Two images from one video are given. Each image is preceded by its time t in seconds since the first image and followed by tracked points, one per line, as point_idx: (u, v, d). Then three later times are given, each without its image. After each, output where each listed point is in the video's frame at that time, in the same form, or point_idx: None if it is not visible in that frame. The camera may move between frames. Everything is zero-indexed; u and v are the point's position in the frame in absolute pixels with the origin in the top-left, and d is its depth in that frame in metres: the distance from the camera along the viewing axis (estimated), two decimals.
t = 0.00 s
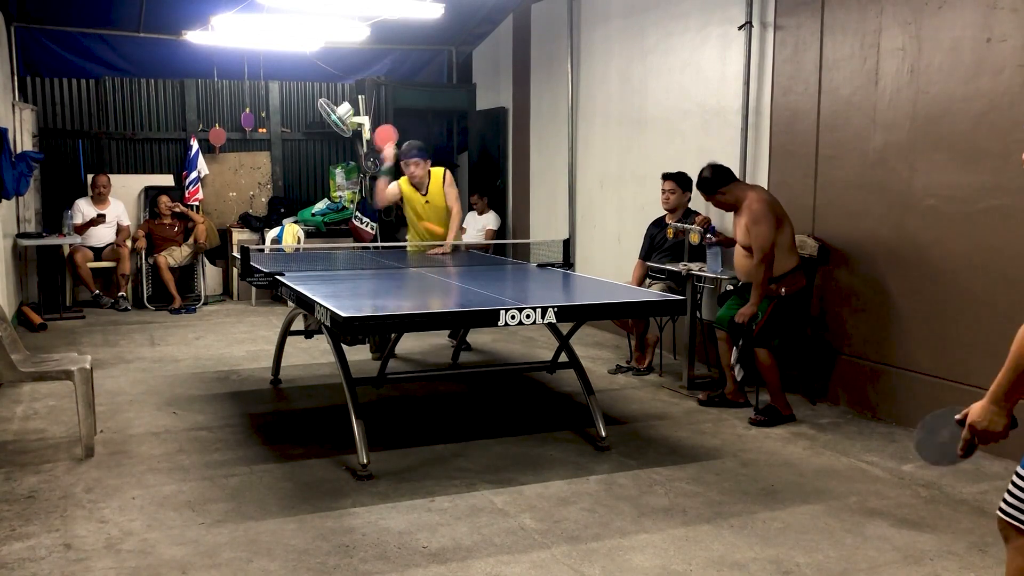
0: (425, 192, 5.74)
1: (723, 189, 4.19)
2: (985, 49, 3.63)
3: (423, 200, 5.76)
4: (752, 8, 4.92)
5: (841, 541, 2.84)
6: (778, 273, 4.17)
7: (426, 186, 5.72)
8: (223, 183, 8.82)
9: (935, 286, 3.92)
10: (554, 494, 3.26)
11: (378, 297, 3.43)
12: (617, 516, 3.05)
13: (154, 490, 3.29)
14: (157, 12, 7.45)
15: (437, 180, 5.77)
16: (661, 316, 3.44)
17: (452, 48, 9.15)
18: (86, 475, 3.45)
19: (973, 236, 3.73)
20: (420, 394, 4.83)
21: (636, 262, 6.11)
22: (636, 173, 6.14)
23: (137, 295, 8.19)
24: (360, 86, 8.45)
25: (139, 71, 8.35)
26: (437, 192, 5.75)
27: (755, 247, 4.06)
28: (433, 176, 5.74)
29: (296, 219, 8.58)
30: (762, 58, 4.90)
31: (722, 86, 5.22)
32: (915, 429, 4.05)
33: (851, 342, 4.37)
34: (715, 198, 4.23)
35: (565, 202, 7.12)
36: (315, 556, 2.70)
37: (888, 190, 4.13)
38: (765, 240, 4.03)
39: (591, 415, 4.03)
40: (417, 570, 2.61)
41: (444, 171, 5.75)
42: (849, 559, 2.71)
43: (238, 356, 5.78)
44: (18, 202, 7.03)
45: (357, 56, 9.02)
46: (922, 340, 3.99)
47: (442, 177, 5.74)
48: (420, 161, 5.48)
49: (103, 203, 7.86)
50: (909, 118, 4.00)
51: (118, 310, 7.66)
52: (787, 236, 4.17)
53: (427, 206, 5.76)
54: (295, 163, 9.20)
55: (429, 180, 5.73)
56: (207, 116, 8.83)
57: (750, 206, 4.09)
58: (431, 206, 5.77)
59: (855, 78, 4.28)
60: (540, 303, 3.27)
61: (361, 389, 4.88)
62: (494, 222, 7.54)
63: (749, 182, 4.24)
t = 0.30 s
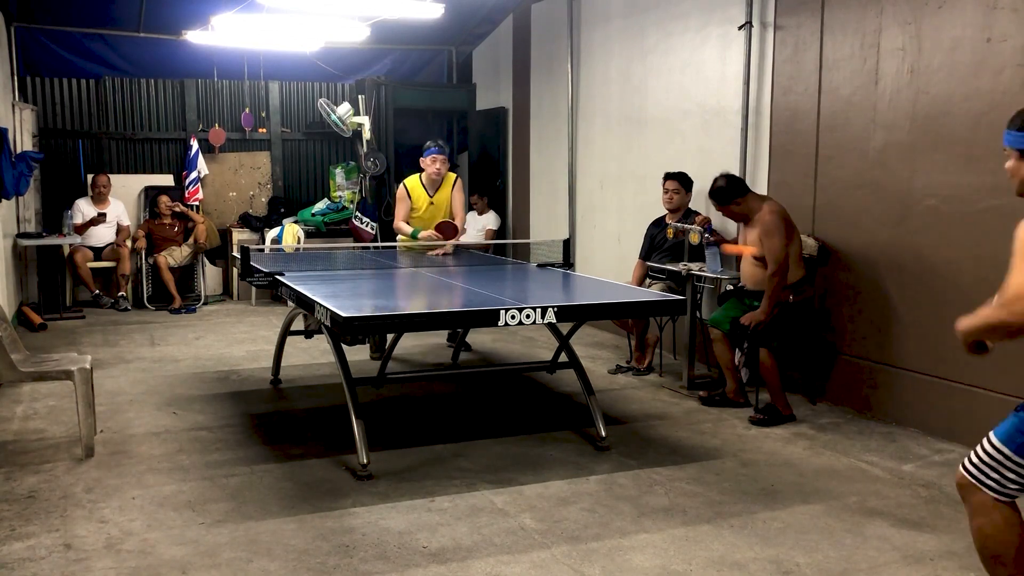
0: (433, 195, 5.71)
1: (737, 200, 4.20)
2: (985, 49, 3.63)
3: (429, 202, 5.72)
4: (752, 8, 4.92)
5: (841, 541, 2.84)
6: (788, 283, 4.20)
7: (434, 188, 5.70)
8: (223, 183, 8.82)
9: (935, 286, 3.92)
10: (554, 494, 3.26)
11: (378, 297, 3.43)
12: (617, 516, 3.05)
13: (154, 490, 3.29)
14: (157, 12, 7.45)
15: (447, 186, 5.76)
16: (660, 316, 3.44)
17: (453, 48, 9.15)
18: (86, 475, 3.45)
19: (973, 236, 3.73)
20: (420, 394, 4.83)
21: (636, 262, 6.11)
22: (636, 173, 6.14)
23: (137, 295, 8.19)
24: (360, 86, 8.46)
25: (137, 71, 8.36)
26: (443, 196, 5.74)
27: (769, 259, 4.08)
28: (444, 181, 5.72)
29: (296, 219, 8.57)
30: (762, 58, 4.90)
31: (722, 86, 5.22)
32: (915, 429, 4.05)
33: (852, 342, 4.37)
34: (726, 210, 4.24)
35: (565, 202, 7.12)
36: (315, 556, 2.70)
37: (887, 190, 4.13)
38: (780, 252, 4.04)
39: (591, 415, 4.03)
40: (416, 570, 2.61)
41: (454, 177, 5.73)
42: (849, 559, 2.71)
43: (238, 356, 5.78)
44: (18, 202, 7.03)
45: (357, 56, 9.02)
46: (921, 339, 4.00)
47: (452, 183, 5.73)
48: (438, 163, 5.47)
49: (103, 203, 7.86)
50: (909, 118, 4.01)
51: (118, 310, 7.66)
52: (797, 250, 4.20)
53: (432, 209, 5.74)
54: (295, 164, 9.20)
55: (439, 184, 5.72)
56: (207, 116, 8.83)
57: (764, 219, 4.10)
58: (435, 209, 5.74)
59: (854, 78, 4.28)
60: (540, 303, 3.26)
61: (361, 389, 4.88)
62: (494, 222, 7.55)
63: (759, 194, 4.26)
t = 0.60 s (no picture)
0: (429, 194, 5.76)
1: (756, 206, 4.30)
2: (985, 49, 3.63)
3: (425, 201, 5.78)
4: (752, 8, 4.93)
5: (841, 541, 2.84)
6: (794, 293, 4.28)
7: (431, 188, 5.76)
8: (223, 183, 8.82)
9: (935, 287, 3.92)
10: (554, 494, 3.26)
11: (378, 297, 3.43)
12: (617, 516, 3.05)
13: (154, 490, 3.29)
14: (157, 12, 7.45)
15: (446, 186, 5.82)
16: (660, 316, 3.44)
17: (453, 48, 9.15)
18: (87, 475, 3.45)
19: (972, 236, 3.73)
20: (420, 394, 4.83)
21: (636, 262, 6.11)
22: (636, 173, 6.14)
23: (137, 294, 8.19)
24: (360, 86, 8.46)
25: (137, 71, 8.38)
26: (440, 197, 5.78)
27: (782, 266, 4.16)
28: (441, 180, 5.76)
29: (296, 219, 8.58)
30: (762, 58, 4.90)
31: (722, 86, 5.22)
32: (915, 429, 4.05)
33: (852, 342, 4.37)
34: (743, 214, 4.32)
35: (565, 203, 7.12)
36: (315, 556, 2.70)
37: (887, 190, 4.13)
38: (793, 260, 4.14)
39: (592, 415, 4.03)
40: (416, 570, 2.61)
41: (453, 179, 5.77)
42: (848, 559, 2.71)
43: (238, 356, 5.78)
44: (18, 202, 7.03)
45: (357, 56, 9.02)
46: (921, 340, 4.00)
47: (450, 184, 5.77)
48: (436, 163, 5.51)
49: (103, 203, 7.85)
50: (909, 118, 4.01)
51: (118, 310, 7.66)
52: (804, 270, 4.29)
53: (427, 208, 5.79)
54: (295, 163, 9.20)
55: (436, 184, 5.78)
56: (207, 116, 8.83)
57: (782, 227, 4.21)
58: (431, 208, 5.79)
59: (855, 78, 4.28)
60: (540, 303, 3.26)
61: (361, 389, 4.88)
62: (494, 222, 7.55)
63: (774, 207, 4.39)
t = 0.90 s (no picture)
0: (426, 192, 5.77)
1: (773, 195, 4.36)
2: (985, 49, 3.63)
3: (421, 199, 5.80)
4: (752, 8, 4.93)
5: (841, 541, 2.84)
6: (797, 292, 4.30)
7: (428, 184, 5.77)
8: (223, 183, 8.82)
9: (935, 287, 3.92)
10: (554, 494, 3.26)
11: (378, 297, 3.43)
12: (617, 516, 3.05)
13: (154, 490, 3.29)
14: (158, 12, 7.44)
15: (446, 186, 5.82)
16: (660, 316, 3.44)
17: (453, 48, 9.14)
18: (87, 475, 3.45)
19: (973, 236, 3.73)
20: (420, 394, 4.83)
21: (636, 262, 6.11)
22: (636, 173, 6.14)
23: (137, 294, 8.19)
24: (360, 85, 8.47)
25: (138, 71, 8.38)
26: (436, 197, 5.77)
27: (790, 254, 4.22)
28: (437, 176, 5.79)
29: (295, 219, 8.58)
30: (762, 58, 4.90)
31: (722, 86, 5.22)
32: (915, 429, 4.05)
33: (852, 342, 4.37)
34: (757, 201, 4.37)
35: (566, 203, 7.12)
36: (315, 556, 2.70)
37: (888, 190, 4.13)
38: (800, 248, 4.20)
39: (592, 415, 4.03)
40: (417, 570, 2.61)
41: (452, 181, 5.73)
42: (849, 559, 2.71)
43: (238, 356, 5.78)
44: (18, 202, 7.03)
45: (357, 56, 9.02)
46: (921, 339, 4.00)
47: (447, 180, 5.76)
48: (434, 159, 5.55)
49: (103, 202, 7.85)
50: (909, 118, 4.00)
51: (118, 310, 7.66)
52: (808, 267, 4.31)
53: (422, 206, 5.80)
54: (295, 163, 9.20)
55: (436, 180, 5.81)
56: (207, 116, 8.83)
57: (795, 217, 4.28)
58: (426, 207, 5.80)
59: (855, 78, 4.28)
60: (540, 303, 3.26)
61: (361, 389, 4.88)
62: (494, 222, 7.55)
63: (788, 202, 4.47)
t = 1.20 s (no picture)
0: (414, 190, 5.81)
1: (778, 192, 4.37)
2: (985, 49, 3.63)
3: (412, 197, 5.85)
4: (752, 8, 4.93)
5: (841, 541, 2.84)
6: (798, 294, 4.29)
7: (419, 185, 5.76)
8: (223, 183, 8.82)
9: (935, 286, 3.92)
10: (554, 494, 3.26)
11: (378, 297, 3.43)
12: (617, 516, 3.05)
13: (155, 490, 3.29)
14: (158, 12, 7.44)
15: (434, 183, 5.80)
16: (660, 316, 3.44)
17: (453, 48, 9.15)
18: (87, 475, 3.45)
19: (973, 236, 3.73)
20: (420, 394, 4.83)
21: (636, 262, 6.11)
22: (636, 173, 6.14)
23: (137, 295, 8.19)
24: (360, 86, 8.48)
25: (137, 71, 8.40)
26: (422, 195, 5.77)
27: (789, 250, 4.24)
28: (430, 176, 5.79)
29: (295, 219, 8.57)
30: (762, 57, 4.90)
31: (722, 86, 5.23)
32: (915, 429, 4.05)
33: (853, 342, 4.37)
34: (761, 197, 4.38)
35: (566, 203, 7.12)
36: (315, 556, 2.70)
37: (888, 191, 4.13)
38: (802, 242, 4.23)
39: (592, 415, 4.03)
40: (416, 570, 2.61)
41: (432, 177, 5.70)
42: (848, 559, 2.71)
43: (238, 356, 5.78)
44: (18, 202, 7.03)
45: (357, 56, 9.02)
46: (922, 339, 3.99)
47: (435, 179, 5.73)
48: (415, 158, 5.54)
49: (103, 202, 7.85)
50: (909, 118, 4.01)
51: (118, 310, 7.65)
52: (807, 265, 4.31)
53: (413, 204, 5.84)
54: (294, 163, 9.20)
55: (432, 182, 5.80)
56: (207, 116, 8.83)
57: (798, 215, 4.29)
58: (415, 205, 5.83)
59: (855, 78, 4.28)
60: (540, 303, 3.27)
61: (361, 389, 4.88)
62: (494, 222, 7.55)
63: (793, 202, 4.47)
